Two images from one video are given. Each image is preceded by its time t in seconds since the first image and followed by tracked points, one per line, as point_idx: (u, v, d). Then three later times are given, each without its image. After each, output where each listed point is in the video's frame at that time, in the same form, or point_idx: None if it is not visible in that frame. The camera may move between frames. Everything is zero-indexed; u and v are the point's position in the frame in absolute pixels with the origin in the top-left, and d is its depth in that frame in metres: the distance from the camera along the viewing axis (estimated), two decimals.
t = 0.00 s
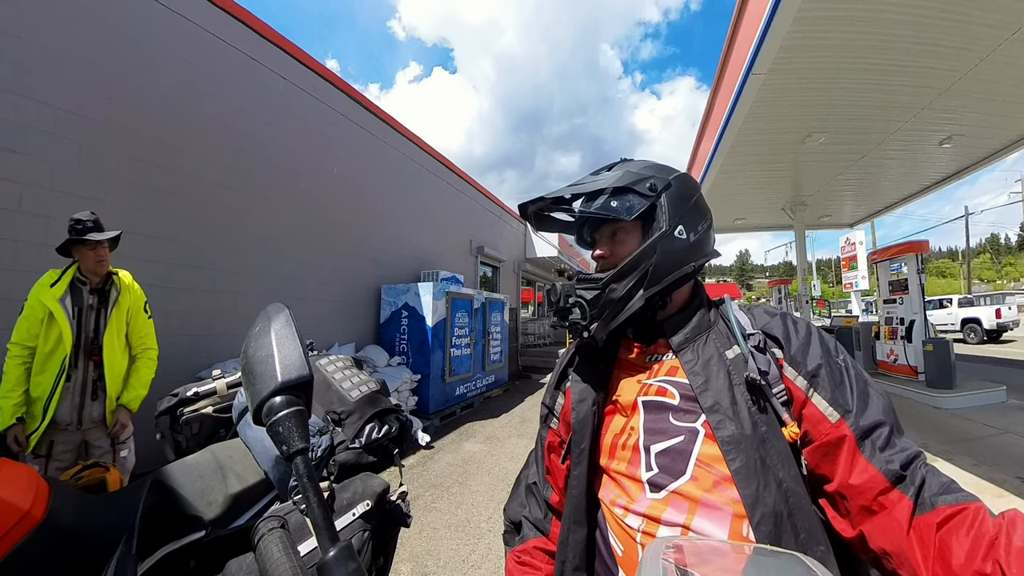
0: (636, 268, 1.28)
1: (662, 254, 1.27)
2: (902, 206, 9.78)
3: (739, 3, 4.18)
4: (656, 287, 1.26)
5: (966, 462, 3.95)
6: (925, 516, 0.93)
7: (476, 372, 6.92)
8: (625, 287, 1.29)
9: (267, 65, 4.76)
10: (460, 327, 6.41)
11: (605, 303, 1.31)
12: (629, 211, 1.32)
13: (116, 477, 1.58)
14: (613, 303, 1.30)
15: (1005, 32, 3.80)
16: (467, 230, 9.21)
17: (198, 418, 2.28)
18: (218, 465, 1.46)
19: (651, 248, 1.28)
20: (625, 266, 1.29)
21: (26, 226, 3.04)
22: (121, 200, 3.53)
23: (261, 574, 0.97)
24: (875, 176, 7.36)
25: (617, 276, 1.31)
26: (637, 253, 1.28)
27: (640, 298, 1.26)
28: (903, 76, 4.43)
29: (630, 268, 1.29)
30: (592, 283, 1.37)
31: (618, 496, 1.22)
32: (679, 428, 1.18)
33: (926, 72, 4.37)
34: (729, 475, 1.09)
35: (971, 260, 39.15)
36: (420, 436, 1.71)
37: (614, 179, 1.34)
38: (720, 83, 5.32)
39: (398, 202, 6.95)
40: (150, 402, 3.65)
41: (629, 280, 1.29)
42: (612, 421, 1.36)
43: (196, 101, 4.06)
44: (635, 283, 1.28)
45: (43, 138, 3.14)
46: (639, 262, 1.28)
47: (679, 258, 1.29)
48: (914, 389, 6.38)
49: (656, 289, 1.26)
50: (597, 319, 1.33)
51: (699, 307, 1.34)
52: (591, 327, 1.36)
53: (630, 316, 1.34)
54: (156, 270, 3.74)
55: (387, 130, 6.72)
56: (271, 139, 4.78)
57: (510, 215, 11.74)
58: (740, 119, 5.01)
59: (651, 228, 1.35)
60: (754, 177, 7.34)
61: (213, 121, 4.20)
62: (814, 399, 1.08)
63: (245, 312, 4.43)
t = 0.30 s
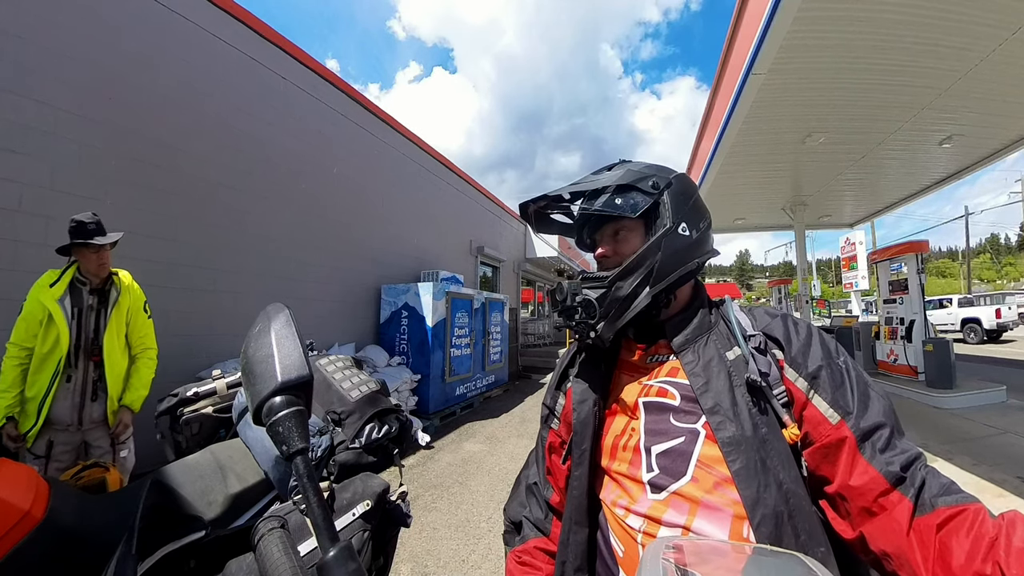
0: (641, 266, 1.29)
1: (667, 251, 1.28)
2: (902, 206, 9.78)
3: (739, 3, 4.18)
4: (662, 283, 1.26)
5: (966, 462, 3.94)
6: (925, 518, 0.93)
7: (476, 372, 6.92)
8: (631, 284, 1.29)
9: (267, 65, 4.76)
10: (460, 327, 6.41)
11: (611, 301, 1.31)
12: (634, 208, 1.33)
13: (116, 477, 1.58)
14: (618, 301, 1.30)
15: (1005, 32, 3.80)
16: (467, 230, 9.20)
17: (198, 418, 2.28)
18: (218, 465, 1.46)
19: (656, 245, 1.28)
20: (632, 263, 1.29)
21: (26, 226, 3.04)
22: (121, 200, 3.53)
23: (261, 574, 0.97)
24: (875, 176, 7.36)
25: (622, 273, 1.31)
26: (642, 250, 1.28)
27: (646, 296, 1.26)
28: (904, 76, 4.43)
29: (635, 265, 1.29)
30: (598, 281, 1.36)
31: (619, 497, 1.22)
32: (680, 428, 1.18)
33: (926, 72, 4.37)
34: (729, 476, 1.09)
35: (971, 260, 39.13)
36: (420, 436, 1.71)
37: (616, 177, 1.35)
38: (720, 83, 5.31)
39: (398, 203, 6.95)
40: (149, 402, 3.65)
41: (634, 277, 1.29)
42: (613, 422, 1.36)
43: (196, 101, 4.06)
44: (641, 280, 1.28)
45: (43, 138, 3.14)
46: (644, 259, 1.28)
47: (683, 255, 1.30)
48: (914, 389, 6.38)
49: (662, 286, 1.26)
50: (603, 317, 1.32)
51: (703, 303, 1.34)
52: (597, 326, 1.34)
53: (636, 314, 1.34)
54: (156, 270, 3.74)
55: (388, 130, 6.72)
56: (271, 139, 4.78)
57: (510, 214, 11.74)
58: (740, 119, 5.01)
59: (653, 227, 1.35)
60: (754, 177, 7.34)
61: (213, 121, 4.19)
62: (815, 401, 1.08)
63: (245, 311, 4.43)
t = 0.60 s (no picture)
0: (645, 274, 1.29)
1: (671, 262, 1.28)
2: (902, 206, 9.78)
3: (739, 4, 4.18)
4: (663, 295, 1.28)
5: (966, 461, 3.94)
6: (926, 519, 0.93)
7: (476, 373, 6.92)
8: (633, 292, 1.29)
9: (267, 66, 4.77)
10: (461, 327, 6.41)
11: (612, 307, 1.31)
12: (641, 215, 1.31)
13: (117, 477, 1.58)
14: (620, 308, 1.30)
15: (1004, 31, 3.81)
16: (467, 230, 9.20)
17: (198, 419, 2.28)
18: (218, 466, 1.46)
19: (661, 254, 1.28)
20: (636, 271, 1.28)
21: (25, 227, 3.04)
22: (120, 200, 3.53)
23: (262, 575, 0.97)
24: (875, 175, 7.36)
25: (625, 281, 1.30)
26: (647, 258, 1.28)
27: (647, 306, 1.28)
28: (903, 75, 4.42)
29: (639, 273, 1.29)
30: (599, 286, 1.35)
31: (621, 497, 1.22)
32: (681, 428, 1.18)
33: (925, 71, 4.37)
34: (730, 476, 1.08)
35: (972, 259, 39.10)
36: (420, 436, 1.70)
37: (626, 180, 1.32)
38: (720, 83, 5.32)
39: (398, 203, 6.95)
40: (149, 403, 3.65)
41: (637, 286, 1.29)
42: (615, 422, 1.36)
43: (196, 102, 4.06)
44: (643, 289, 1.29)
45: (43, 139, 3.15)
46: (649, 268, 1.28)
47: (688, 264, 1.30)
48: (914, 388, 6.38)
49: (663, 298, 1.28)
50: (603, 323, 1.32)
51: (703, 310, 1.35)
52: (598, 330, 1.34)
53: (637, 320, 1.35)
54: (156, 270, 3.74)
55: (388, 130, 6.72)
56: (271, 140, 4.79)
57: (510, 215, 11.73)
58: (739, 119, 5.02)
59: (659, 233, 1.35)
60: (754, 177, 7.34)
61: (213, 122, 4.19)
62: (816, 401, 1.08)
63: (245, 312, 4.43)
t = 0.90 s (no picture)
0: (645, 274, 1.29)
1: (671, 261, 1.28)
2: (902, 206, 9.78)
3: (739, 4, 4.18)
4: (663, 294, 1.28)
5: (966, 461, 3.94)
6: (926, 519, 0.93)
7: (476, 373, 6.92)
8: (633, 292, 1.29)
9: (267, 66, 4.77)
10: (461, 327, 6.41)
11: (612, 307, 1.31)
12: (641, 214, 1.31)
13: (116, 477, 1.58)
14: (619, 308, 1.30)
15: (1004, 31, 3.81)
16: (467, 230, 9.19)
17: (198, 419, 2.28)
18: (218, 466, 1.46)
19: (661, 254, 1.28)
20: (635, 270, 1.28)
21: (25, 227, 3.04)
22: (121, 201, 3.53)
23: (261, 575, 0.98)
24: (876, 175, 7.36)
25: (625, 281, 1.30)
26: (647, 258, 1.28)
27: (647, 305, 1.28)
28: (903, 75, 4.42)
29: (639, 273, 1.29)
30: (598, 286, 1.35)
31: (621, 497, 1.22)
32: (681, 428, 1.18)
33: (925, 71, 4.37)
34: (730, 476, 1.08)
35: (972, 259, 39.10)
36: (420, 436, 1.70)
37: (626, 180, 1.32)
38: (720, 83, 5.32)
39: (398, 204, 6.95)
40: (149, 403, 3.65)
41: (637, 286, 1.30)
42: (615, 422, 1.36)
43: (196, 102, 4.06)
44: (643, 289, 1.29)
45: (43, 139, 3.15)
46: (649, 268, 1.28)
47: (688, 263, 1.30)
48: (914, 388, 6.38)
49: (663, 297, 1.28)
50: (603, 323, 1.32)
51: (703, 309, 1.35)
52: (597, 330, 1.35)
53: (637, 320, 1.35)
54: (156, 270, 3.73)
55: (388, 130, 6.72)
56: (271, 140, 4.79)
57: (510, 214, 11.72)
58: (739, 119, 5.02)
59: (659, 232, 1.35)
60: (754, 177, 7.34)
61: (212, 122, 4.19)
62: (816, 401, 1.08)
63: (245, 312, 4.43)
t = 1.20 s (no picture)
0: (644, 274, 1.29)
1: (670, 261, 1.28)
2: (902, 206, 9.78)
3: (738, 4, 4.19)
4: (663, 294, 1.28)
5: (965, 461, 3.94)
6: (926, 519, 0.93)
7: (476, 373, 6.92)
8: (633, 292, 1.30)
9: (267, 67, 4.77)
10: (461, 327, 6.41)
11: (611, 307, 1.31)
12: (640, 214, 1.31)
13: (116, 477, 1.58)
14: (619, 308, 1.31)
15: (1004, 31, 3.81)
16: (467, 230, 9.19)
17: (198, 419, 2.28)
18: (218, 466, 1.46)
19: (660, 253, 1.28)
20: (635, 271, 1.28)
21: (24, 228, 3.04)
22: (121, 201, 3.53)
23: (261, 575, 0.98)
24: (876, 175, 7.36)
25: (624, 281, 1.30)
26: (646, 258, 1.28)
27: (647, 305, 1.28)
28: (903, 75, 4.42)
29: (638, 273, 1.29)
30: (598, 287, 1.35)
31: (620, 496, 1.22)
32: (681, 428, 1.18)
33: (925, 71, 4.37)
34: (730, 476, 1.09)
35: (972, 259, 39.11)
36: (420, 437, 1.70)
37: (625, 180, 1.32)
38: (720, 83, 5.31)
39: (398, 204, 6.95)
40: (149, 403, 3.65)
41: (636, 286, 1.30)
42: (615, 421, 1.36)
43: (196, 102, 4.06)
44: (642, 289, 1.29)
45: (43, 139, 3.15)
46: (649, 268, 1.28)
47: (687, 263, 1.30)
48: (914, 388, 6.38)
49: (662, 296, 1.28)
50: (603, 324, 1.32)
51: (703, 309, 1.35)
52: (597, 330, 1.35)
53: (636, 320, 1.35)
54: (156, 271, 3.73)
55: (388, 130, 6.72)
56: (271, 140, 4.79)
57: (510, 214, 11.72)
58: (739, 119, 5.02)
59: (658, 232, 1.35)
60: (754, 177, 7.34)
61: (213, 123, 4.19)
62: (816, 401, 1.08)
63: (245, 312, 4.43)
